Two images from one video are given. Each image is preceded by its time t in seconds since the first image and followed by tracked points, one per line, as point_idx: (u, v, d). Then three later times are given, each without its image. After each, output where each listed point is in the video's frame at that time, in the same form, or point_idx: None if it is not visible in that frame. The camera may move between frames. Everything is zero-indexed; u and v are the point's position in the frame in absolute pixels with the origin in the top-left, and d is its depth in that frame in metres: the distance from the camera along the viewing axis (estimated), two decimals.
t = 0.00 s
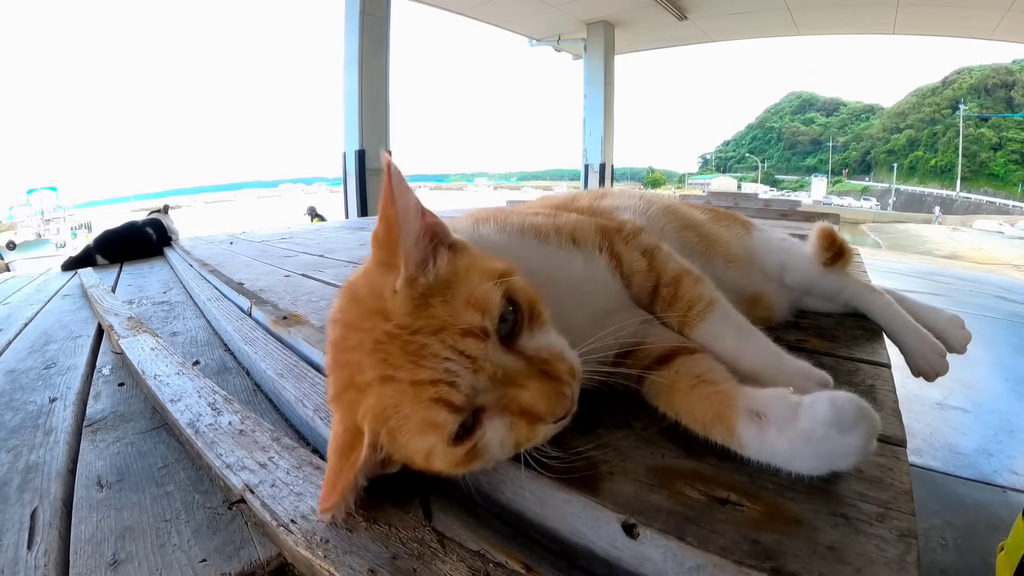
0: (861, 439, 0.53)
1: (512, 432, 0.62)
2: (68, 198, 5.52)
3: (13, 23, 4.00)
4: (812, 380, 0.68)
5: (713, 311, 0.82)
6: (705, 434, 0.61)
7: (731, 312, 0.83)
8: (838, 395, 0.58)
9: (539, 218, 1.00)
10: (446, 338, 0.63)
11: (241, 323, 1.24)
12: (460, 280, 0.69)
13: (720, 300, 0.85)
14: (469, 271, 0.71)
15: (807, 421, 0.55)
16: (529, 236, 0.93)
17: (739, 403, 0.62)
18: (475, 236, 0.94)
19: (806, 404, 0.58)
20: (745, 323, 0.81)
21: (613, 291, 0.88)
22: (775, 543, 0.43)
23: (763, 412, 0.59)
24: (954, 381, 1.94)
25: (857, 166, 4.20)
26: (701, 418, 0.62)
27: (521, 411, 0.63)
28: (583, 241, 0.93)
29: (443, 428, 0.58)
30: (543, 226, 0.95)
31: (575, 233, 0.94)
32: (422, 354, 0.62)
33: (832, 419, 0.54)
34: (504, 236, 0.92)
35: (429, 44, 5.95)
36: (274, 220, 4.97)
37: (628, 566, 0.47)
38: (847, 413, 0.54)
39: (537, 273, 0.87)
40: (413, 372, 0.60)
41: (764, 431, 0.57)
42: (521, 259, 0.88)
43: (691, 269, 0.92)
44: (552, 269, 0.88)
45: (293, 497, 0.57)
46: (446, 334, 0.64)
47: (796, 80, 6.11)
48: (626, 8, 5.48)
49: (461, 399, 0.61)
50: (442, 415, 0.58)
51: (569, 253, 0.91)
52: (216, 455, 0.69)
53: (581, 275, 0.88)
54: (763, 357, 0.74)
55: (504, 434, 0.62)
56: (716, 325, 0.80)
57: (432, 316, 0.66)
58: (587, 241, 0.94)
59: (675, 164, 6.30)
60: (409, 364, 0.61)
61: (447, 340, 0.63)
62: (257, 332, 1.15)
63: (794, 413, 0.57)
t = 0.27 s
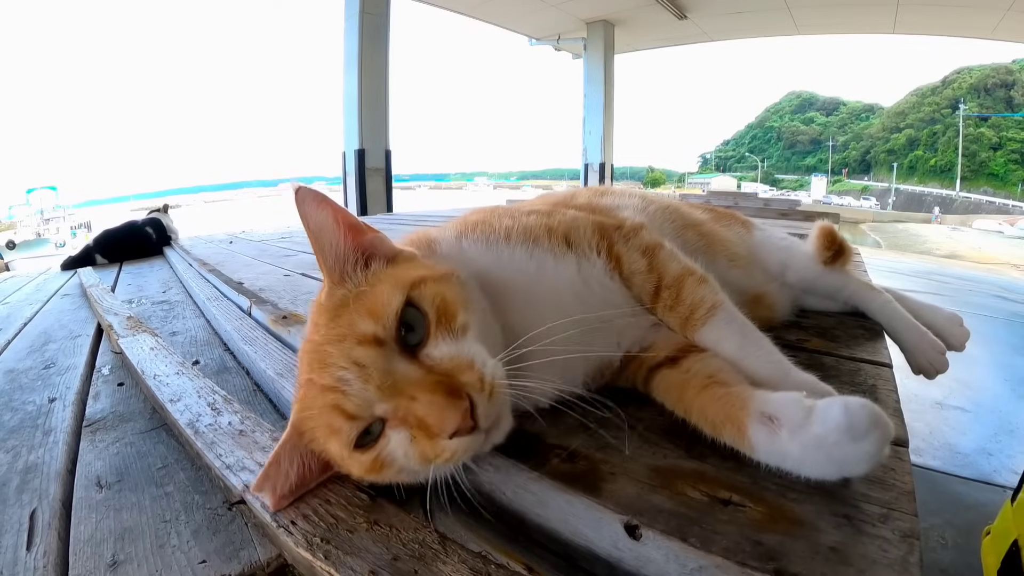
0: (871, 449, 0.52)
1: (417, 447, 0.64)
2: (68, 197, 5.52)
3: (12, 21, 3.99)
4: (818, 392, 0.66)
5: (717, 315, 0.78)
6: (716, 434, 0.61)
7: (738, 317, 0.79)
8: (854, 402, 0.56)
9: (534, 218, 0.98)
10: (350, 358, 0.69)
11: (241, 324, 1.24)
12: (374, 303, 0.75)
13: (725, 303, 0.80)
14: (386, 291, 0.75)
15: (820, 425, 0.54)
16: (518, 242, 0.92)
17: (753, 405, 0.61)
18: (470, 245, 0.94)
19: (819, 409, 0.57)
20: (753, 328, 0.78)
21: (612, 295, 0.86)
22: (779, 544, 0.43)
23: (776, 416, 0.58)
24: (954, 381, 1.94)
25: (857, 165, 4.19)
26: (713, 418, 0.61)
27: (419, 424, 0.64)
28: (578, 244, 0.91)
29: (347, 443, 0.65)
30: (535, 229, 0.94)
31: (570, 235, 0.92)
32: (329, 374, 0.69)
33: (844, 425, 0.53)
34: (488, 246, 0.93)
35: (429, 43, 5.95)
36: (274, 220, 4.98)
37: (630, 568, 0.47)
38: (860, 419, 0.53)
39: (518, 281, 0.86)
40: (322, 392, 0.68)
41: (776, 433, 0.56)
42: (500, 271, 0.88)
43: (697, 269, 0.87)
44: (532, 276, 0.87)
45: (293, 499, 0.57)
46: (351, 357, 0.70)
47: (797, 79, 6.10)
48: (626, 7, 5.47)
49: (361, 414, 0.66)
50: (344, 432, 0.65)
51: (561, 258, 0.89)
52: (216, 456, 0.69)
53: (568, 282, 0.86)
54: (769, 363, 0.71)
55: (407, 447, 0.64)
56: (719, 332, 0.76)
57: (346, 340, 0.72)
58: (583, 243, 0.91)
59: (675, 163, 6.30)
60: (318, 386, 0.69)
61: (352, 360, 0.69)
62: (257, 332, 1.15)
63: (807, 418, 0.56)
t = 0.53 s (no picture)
0: (878, 437, 0.53)
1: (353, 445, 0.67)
2: (69, 197, 5.53)
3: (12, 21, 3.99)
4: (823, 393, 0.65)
5: (723, 314, 0.76)
6: (724, 436, 0.60)
7: (747, 316, 0.77)
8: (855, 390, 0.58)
9: (531, 217, 0.98)
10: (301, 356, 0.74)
11: (242, 323, 1.24)
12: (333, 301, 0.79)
13: (731, 301, 0.78)
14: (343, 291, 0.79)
15: (833, 420, 0.54)
16: (512, 244, 0.92)
17: (763, 406, 0.60)
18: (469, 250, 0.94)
19: (828, 401, 0.57)
20: (761, 327, 0.76)
21: (612, 294, 0.85)
22: (784, 542, 0.43)
23: (788, 416, 0.58)
24: (954, 380, 1.94)
25: (858, 165, 4.19)
26: (722, 420, 0.61)
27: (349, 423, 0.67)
28: (576, 243, 0.91)
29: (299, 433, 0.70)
30: (531, 228, 0.94)
31: (567, 234, 0.92)
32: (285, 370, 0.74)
33: (854, 417, 0.54)
34: (480, 249, 0.93)
35: (429, 43, 5.95)
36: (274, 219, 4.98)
37: (636, 565, 0.47)
38: (866, 408, 0.54)
39: (508, 284, 0.86)
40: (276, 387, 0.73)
41: (792, 432, 0.55)
42: (490, 274, 0.88)
43: (702, 266, 0.84)
44: (523, 278, 0.86)
45: (298, 499, 0.57)
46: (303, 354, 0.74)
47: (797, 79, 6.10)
48: (626, 6, 5.48)
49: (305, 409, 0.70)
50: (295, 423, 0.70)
51: (557, 258, 0.89)
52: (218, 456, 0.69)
53: (562, 282, 0.85)
54: (777, 367, 0.70)
55: (342, 442, 0.67)
56: (725, 330, 0.74)
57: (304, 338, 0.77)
58: (581, 242, 0.90)
59: (675, 162, 6.29)
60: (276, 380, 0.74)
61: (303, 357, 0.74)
62: (259, 332, 1.15)
63: (818, 413, 0.56)
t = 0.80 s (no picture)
0: (888, 430, 0.53)
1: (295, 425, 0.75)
2: (70, 197, 5.53)
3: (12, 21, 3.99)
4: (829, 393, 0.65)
5: (729, 315, 0.75)
6: (733, 438, 0.60)
7: (753, 318, 0.76)
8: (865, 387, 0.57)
9: (528, 215, 0.96)
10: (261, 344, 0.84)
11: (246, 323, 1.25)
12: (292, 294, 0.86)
13: (736, 301, 0.78)
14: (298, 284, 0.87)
15: (845, 415, 0.54)
16: (507, 244, 0.90)
17: (774, 407, 0.59)
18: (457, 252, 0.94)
19: (838, 400, 0.56)
20: (766, 328, 0.75)
21: (611, 295, 0.84)
22: (794, 540, 0.43)
23: (801, 415, 0.57)
24: (955, 380, 1.94)
25: (858, 165, 4.20)
26: (732, 422, 0.60)
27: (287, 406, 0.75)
28: (574, 242, 0.89)
29: (260, 409, 0.80)
30: (527, 227, 0.92)
31: (565, 232, 0.90)
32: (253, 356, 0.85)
33: (867, 412, 0.53)
34: (470, 249, 0.92)
35: (429, 43, 5.95)
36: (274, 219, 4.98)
37: (646, 565, 0.47)
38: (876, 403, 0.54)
39: (501, 286, 0.85)
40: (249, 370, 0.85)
41: (804, 433, 0.54)
42: (478, 276, 0.87)
43: (706, 264, 0.83)
44: (515, 279, 0.85)
45: (305, 500, 0.57)
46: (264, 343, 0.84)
47: (798, 79, 6.10)
48: (627, 6, 5.48)
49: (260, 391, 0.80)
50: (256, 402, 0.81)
51: (553, 257, 0.87)
52: (223, 456, 0.69)
53: (555, 282, 0.84)
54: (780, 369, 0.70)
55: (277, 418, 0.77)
56: (731, 332, 0.73)
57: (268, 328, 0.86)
58: (578, 241, 0.88)
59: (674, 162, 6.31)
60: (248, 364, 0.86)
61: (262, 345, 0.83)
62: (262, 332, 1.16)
63: (830, 410, 0.55)
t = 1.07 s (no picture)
0: (892, 440, 0.52)
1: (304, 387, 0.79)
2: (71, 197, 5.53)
3: (13, 20, 4.00)
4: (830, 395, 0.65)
5: (722, 318, 0.75)
6: (734, 439, 0.60)
7: (746, 319, 0.76)
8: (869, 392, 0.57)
9: (519, 219, 0.97)
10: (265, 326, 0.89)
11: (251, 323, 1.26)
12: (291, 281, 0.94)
13: (729, 303, 0.77)
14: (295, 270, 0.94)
15: (844, 422, 0.54)
16: (497, 245, 0.92)
17: (774, 409, 0.60)
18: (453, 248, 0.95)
19: (840, 407, 0.56)
20: (763, 329, 0.75)
21: (601, 297, 0.84)
22: (803, 535, 0.43)
23: (799, 418, 0.58)
24: (955, 379, 1.95)
25: (858, 164, 4.18)
26: (733, 425, 0.61)
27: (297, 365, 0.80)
28: (562, 244, 0.90)
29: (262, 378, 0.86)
30: (517, 230, 0.94)
31: (552, 235, 0.91)
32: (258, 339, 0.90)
33: (867, 420, 0.53)
34: (464, 247, 0.95)
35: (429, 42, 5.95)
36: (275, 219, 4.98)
37: (656, 560, 0.48)
38: (879, 411, 0.54)
39: (490, 284, 0.86)
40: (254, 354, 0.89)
41: (802, 437, 0.55)
42: (469, 272, 0.89)
43: (697, 266, 0.83)
44: (504, 277, 0.87)
45: (317, 498, 0.57)
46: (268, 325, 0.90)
47: (798, 79, 6.10)
48: (628, 6, 5.48)
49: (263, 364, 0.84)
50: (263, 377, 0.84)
51: (540, 258, 0.89)
52: (232, 455, 0.69)
53: (542, 283, 0.85)
54: (776, 368, 0.70)
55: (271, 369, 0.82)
56: (727, 334, 0.74)
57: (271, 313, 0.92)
58: (566, 243, 0.89)
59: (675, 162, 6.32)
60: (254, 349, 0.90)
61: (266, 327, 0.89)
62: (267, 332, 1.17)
63: (829, 415, 0.56)
